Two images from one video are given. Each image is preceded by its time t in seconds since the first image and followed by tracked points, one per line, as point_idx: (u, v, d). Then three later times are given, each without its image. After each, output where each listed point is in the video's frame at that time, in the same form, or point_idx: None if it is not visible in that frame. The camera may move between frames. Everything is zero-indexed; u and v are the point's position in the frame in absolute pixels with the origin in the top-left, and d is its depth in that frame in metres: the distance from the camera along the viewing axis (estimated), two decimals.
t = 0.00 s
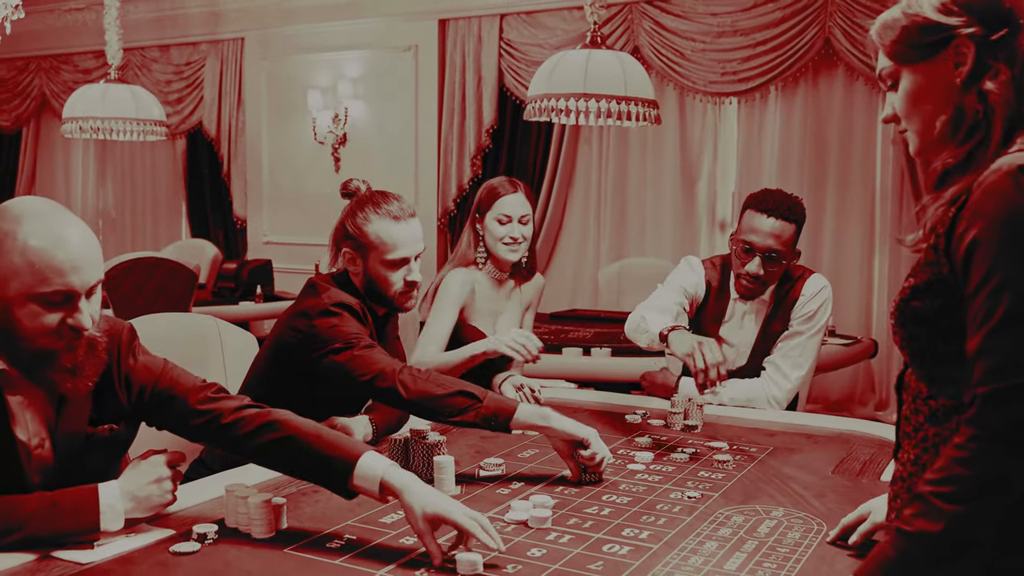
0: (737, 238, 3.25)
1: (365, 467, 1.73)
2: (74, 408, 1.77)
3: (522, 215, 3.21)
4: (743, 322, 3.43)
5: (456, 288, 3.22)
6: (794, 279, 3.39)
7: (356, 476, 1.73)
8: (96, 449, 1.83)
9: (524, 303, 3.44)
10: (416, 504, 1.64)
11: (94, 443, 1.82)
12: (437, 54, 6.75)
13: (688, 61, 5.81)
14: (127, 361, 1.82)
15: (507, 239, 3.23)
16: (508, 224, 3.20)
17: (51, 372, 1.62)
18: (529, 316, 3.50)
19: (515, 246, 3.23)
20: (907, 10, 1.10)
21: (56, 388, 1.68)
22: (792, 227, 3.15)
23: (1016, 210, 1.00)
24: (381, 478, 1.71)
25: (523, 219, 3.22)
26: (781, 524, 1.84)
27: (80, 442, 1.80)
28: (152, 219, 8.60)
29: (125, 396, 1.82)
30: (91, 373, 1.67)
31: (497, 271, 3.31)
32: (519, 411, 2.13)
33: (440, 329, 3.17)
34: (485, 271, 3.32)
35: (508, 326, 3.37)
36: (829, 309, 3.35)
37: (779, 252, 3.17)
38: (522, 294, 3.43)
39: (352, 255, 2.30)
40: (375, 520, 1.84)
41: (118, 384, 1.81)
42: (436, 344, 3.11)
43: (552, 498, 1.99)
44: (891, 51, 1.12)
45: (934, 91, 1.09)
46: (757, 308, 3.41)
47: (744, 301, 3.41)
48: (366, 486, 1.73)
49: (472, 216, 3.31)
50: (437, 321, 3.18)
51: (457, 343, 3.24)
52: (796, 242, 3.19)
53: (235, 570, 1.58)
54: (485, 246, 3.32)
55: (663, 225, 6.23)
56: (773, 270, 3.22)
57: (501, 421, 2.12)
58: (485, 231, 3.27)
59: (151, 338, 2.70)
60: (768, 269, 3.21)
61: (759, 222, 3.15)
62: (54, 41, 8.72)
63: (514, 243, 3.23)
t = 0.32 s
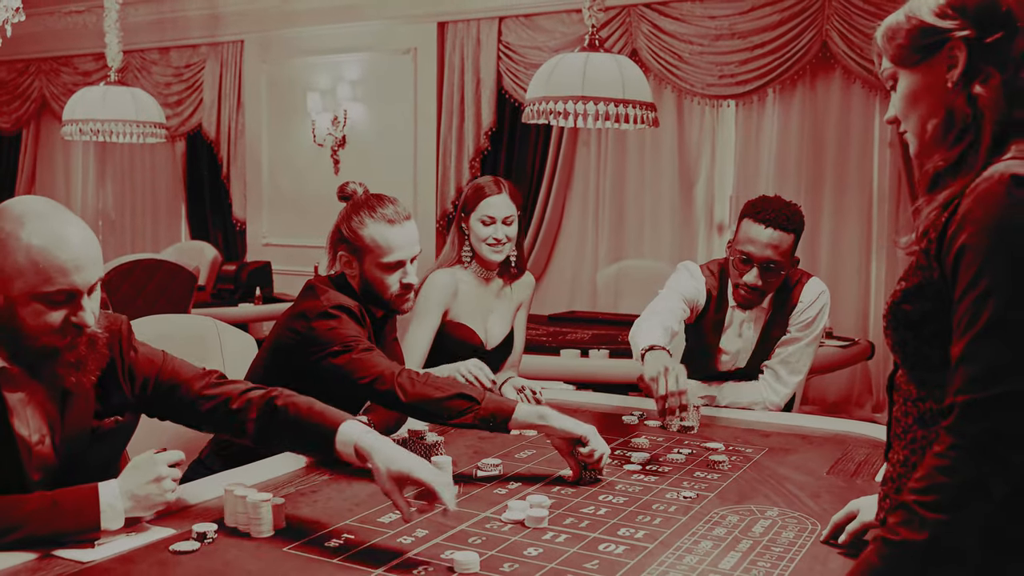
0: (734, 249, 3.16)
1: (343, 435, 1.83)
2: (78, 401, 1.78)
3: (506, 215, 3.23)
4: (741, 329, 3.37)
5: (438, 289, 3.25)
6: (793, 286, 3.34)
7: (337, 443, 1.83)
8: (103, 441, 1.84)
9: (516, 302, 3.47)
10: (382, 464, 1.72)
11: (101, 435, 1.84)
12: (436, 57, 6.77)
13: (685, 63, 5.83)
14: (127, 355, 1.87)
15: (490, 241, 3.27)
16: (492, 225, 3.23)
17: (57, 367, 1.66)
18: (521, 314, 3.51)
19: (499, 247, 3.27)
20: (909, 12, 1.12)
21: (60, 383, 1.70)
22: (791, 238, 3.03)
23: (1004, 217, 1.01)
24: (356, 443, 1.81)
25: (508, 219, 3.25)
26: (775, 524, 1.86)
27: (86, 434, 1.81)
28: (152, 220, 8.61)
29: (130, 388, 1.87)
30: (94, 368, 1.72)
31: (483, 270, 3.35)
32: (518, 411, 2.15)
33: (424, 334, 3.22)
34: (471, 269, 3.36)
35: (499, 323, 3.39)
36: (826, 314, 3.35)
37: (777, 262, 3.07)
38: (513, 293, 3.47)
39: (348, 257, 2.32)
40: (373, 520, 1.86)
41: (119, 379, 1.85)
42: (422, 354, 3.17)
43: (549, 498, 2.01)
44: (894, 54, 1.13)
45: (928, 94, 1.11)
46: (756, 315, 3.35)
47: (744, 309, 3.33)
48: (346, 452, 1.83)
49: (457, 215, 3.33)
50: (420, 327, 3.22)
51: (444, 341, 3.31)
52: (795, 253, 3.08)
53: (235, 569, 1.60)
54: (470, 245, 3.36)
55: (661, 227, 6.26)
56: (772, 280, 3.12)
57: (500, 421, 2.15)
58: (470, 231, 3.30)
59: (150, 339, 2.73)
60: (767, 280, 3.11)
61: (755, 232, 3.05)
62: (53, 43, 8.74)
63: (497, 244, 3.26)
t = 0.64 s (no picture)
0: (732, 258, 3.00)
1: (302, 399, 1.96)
2: (83, 394, 1.80)
3: (494, 215, 3.24)
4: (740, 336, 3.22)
5: (433, 288, 3.28)
6: (792, 294, 3.24)
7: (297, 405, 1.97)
8: (112, 431, 1.87)
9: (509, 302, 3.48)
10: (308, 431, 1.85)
11: (108, 426, 1.86)
12: (436, 58, 6.79)
13: (685, 65, 5.85)
14: (129, 346, 1.93)
15: (481, 241, 3.28)
16: (480, 225, 3.24)
17: (60, 362, 1.66)
18: (515, 314, 3.51)
19: (489, 247, 3.29)
20: (911, 15, 1.13)
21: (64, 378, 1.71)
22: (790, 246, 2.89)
23: (990, 217, 1.03)
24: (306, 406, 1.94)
25: (496, 219, 3.25)
26: (770, 523, 1.88)
27: (93, 426, 1.83)
28: (152, 220, 8.64)
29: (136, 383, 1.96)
30: (94, 362, 1.72)
31: (475, 269, 3.36)
32: (518, 401, 2.18)
33: (422, 337, 3.22)
34: (462, 269, 3.38)
35: (493, 322, 3.40)
36: (825, 322, 3.30)
37: (775, 272, 2.92)
38: (508, 292, 3.49)
39: (349, 260, 2.33)
40: (373, 519, 1.87)
41: (124, 368, 1.89)
42: (423, 357, 3.19)
43: (547, 497, 2.02)
44: (896, 57, 1.15)
45: (925, 97, 1.13)
46: (755, 322, 3.20)
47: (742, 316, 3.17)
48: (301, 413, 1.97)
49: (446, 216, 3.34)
50: (418, 330, 3.22)
51: (440, 341, 3.32)
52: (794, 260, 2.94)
53: (235, 567, 1.61)
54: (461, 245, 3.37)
55: (660, 228, 6.28)
56: (771, 290, 2.96)
57: (500, 414, 2.18)
58: (460, 231, 3.31)
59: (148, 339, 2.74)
60: (766, 290, 2.95)
61: (753, 242, 2.90)
62: (54, 44, 8.76)
63: (487, 244, 3.28)
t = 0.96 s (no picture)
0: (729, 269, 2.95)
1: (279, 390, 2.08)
2: (83, 389, 1.82)
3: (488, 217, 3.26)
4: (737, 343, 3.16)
5: (430, 291, 3.28)
6: (791, 304, 3.13)
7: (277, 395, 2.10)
8: (111, 427, 1.88)
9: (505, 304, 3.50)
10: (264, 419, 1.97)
11: (109, 421, 1.88)
12: (436, 62, 6.81)
13: (683, 69, 5.87)
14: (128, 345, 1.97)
15: (476, 243, 3.30)
16: (473, 228, 3.26)
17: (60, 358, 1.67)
18: (511, 317, 3.53)
19: (483, 249, 3.30)
20: (909, 24, 1.15)
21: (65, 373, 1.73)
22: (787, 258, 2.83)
23: (975, 222, 1.04)
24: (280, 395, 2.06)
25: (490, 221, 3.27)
26: (764, 524, 1.89)
27: (94, 422, 1.85)
28: (151, 223, 8.65)
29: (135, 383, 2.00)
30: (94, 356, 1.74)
31: (470, 271, 3.38)
32: (513, 406, 2.19)
33: (424, 340, 3.24)
34: (458, 272, 3.39)
35: (490, 324, 3.42)
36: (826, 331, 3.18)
37: (773, 283, 2.86)
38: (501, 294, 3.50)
39: (348, 262, 2.35)
40: (370, 520, 1.89)
41: (123, 365, 1.94)
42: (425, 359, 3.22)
43: (544, 498, 2.04)
44: (891, 64, 1.17)
45: (919, 103, 1.14)
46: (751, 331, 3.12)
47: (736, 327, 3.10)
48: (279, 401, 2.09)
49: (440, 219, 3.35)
50: (419, 333, 3.23)
51: (440, 343, 3.34)
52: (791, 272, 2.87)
53: (234, 567, 1.63)
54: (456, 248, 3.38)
55: (658, 231, 6.29)
56: (769, 301, 2.90)
57: (496, 416, 2.19)
58: (455, 235, 3.32)
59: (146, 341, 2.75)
60: (763, 302, 2.89)
61: (751, 253, 2.84)
62: (54, 46, 8.78)
63: (481, 246, 3.29)
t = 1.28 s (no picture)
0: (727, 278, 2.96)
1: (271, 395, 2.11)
2: (83, 385, 1.82)
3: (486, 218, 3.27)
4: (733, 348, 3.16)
5: (428, 293, 3.30)
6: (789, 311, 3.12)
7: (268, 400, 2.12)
8: (107, 424, 1.89)
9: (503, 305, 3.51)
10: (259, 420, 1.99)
11: (106, 417, 1.88)
12: (435, 64, 6.83)
13: (682, 71, 5.88)
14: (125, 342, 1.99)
15: (475, 245, 3.31)
16: (471, 229, 3.27)
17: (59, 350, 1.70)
18: (510, 318, 3.54)
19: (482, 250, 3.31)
20: (894, 33, 1.16)
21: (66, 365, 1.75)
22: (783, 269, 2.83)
23: (964, 226, 1.06)
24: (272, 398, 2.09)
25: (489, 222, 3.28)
26: (760, 524, 1.91)
27: (94, 418, 1.85)
28: (151, 226, 8.67)
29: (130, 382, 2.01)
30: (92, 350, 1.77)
31: (469, 273, 3.39)
32: (511, 416, 2.21)
33: (425, 340, 3.27)
34: (456, 273, 3.41)
35: (489, 325, 3.43)
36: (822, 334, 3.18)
37: (769, 292, 2.87)
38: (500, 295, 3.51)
39: (346, 265, 2.37)
40: (369, 519, 1.90)
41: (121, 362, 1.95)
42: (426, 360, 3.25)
43: (542, 498, 2.05)
44: (878, 69, 1.18)
45: (907, 109, 1.16)
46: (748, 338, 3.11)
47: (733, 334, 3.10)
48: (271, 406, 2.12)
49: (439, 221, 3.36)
50: (420, 333, 3.26)
51: (439, 345, 3.36)
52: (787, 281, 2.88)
53: (233, 566, 1.64)
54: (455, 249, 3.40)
55: (656, 233, 6.30)
56: (766, 310, 2.92)
57: (493, 426, 2.21)
58: (454, 237, 3.33)
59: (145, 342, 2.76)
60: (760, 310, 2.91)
61: (749, 262, 2.84)
62: (54, 49, 8.80)
63: (480, 248, 3.31)
